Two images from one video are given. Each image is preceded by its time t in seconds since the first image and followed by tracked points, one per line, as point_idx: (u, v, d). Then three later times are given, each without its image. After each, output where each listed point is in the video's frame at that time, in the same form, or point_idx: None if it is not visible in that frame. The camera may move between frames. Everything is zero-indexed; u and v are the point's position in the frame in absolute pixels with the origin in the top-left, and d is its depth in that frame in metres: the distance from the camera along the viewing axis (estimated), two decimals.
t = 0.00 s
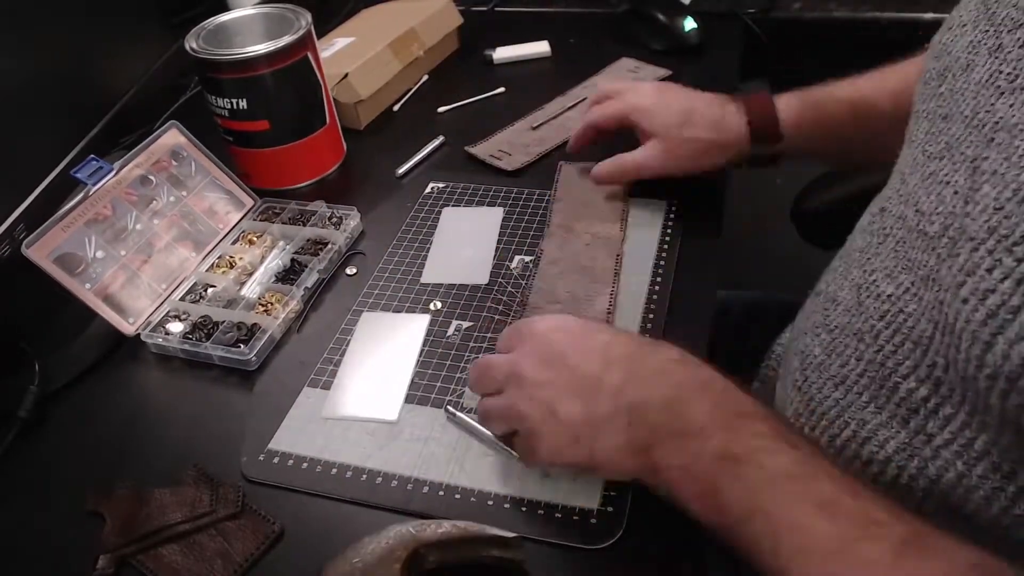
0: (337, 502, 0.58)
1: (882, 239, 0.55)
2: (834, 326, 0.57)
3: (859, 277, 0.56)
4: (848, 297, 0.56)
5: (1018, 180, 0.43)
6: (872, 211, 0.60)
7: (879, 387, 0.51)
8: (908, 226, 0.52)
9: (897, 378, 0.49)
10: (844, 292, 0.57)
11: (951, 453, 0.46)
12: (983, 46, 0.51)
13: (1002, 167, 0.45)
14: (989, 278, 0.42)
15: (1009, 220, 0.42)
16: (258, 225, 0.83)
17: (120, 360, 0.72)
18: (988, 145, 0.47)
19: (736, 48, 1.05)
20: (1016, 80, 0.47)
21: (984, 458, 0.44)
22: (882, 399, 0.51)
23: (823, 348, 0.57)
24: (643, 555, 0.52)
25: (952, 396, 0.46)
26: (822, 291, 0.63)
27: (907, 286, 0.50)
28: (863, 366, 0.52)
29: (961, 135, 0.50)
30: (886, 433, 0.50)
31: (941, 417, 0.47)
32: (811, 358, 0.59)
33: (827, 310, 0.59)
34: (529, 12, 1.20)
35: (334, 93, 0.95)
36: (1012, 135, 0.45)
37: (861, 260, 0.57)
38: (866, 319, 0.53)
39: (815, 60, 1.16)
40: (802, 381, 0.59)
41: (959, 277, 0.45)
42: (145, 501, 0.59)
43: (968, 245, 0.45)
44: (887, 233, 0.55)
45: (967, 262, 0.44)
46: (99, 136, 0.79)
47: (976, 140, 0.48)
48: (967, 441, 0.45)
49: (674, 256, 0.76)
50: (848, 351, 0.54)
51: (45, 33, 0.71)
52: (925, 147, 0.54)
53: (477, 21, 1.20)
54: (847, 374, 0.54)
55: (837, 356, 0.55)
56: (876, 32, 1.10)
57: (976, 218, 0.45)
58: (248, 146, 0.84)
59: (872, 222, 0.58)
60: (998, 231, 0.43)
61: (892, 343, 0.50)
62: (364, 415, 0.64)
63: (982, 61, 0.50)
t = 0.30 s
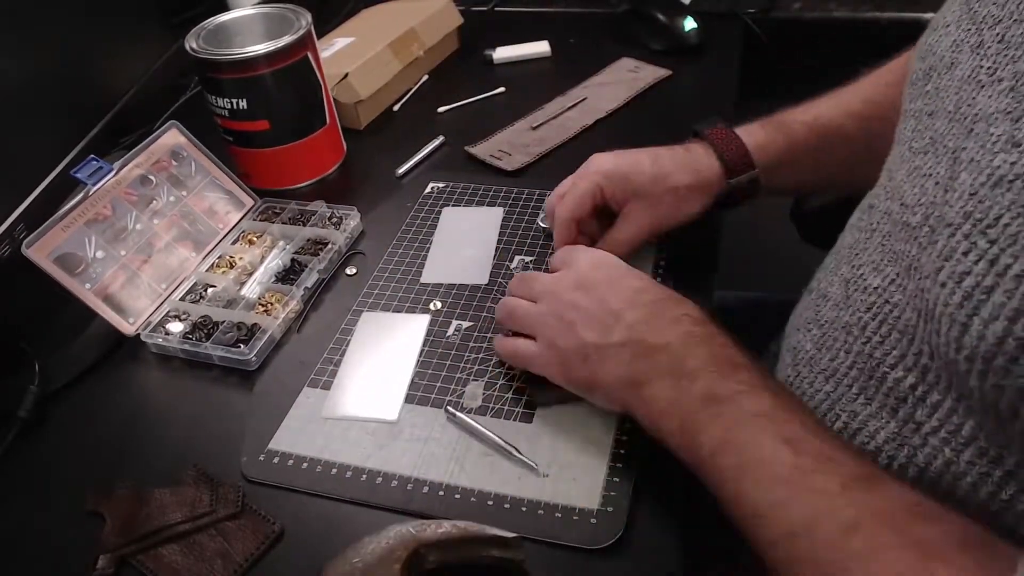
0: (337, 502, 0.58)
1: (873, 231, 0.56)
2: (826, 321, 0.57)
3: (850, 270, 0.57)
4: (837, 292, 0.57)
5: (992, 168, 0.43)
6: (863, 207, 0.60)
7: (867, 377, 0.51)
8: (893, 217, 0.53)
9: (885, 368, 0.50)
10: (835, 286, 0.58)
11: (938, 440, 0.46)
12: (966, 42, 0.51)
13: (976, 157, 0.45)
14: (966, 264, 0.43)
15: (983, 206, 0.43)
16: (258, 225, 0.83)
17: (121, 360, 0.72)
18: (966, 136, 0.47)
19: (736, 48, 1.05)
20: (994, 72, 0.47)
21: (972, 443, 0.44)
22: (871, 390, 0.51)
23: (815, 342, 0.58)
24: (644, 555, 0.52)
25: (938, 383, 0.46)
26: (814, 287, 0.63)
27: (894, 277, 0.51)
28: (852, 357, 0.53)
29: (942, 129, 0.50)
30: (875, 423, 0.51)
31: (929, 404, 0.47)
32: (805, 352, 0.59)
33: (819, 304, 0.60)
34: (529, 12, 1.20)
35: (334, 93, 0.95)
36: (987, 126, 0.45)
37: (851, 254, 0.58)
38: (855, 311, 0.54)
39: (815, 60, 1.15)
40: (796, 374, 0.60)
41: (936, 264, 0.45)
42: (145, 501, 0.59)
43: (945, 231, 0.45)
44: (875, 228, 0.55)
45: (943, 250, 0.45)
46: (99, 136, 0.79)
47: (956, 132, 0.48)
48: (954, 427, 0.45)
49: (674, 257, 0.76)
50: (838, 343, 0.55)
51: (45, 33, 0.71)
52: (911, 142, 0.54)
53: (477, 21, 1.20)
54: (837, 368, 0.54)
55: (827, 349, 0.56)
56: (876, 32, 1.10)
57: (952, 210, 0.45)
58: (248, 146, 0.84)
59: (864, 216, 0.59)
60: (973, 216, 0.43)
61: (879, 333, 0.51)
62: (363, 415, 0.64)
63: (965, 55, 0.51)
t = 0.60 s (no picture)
0: (337, 502, 0.58)
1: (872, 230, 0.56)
2: (827, 320, 0.58)
3: (849, 269, 0.57)
4: (837, 291, 0.58)
5: (1008, 174, 0.43)
6: (863, 204, 0.61)
7: (871, 379, 0.52)
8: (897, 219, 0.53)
9: (888, 371, 0.51)
10: (835, 285, 0.58)
11: (944, 445, 0.47)
12: (974, 37, 0.50)
13: (991, 161, 0.45)
14: (984, 274, 0.43)
15: (1000, 213, 0.43)
16: (258, 225, 0.83)
17: (121, 360, 0.72)
18: (977, 138, 0.47)
19: (736, 48, 1.05)
20: (1006, 72, 0.46)
21: (978, 449, 0.45)
22: (875, 392, 0.52)
23: (816, 342, 0.58)
24: (644, 555, 0.52)
25: (942, 390, 0.47)
26: (813, 284, 0.64)
27: (895, 279, 0.51)
28: (856, 358, 0.53)
29: (951, 128, 0.50)
30: (879, 425, 0.52)
31: (931, 410, 0.48)
32: (806, 351, 0.60)
33: (819, 303, 0.60)
34: (529, 12, 1.20)
35: (334, 92, 0.95)
36: (1000, 129, 0.45)
37: (850, 253, 0.58)
38: (858, 312, 0.54)
39: (815, 60, 1.15)
40: (797, 374, 0.60)
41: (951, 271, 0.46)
42: (145, 501, 0.59)
43: (960, 236, 0.46)
44: (877, 227, 0.55)
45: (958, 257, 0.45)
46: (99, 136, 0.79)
47: (966, 133, 0.48)
48: (958, 432, 0.46)
49: (674, 256, 0.76)
50: (841, 344, 0.55)
51: (45, 33, 0.71)
52: (916, 140, 0.54)
53: (476, 21, 1.20)
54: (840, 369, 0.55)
55: (830, 349, 0.56)
56: (876, 32, 1.10)
57: (963, 216, 0.46)
58: (248, 146, 0.84)
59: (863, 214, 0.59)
60: (990, 223, 0.44)
61: (883, 336, 0.51)
62: (363, 415, 0.64)
63: (972, 52, 0.50)
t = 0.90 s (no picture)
0: (337, 502, 0.58)
1: (854, 235, 0.57)
2: (814, 326, 0.58)
3: (834, 275, 0.58)
4: (824, 296, 0.58)
5: (979, 182, 0.44)
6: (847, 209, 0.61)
7: (857, 383, 0.53)
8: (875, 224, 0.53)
9: (873, 375, 0.51)
10: (821, 290, 0.59)
11: (928, 447, 0.48)
12: (942, 45, 0.51)
13: (963, 169, 0.45)
14: (956, 281, 0.44)
15: (972, 220, 0.44)
16: (258, 225, 0.83)
17: (121, 361, 0.72)
18: (949, 145, 0.47)
19: (736, 48, 1.05)
20: (975, 79, 0.47)
21: (961, 449, 0.46)
22: (861, 396, 0.52)
23: (805, 347, 0.59)
24: (644, 555, 0.53)
25: (922, 392, 0.47)
26: (801, 289, 0.64)
27: (875, 285, 0.52)
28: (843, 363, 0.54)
29: (924, 135, 0.50)
30: (866, 427, 0.52)
31: (914, 412, 0.48)
32: (795, 356, 0.60)
33: (806, 308, 0.61)
34: (529, 12, 1.20)
35: (334, 92, 0.95)
36: (971, 136, 0.46)
37: (834, 258, 0.59)
38: (842, 318, 0.55)
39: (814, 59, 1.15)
40: (786, 377, 0.61)
41: (926, 279, 0.46)
42: (145, 501, 0.59)
43: (933, 243, 0.46)
44: (858, 233, 0.56)
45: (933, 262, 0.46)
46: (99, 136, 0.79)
47: (939, 140, 0.49)
48: (941, 434, 0.47)
49: (672, 256, 0.76)
50: (828, 350, 0.56)
51: (45, 33, 0.71)
52: (893, 146, 0.54)
53: (476, 21, 1.20)
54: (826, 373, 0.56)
55: (818, 354, 0.57)
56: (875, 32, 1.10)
57: (938, 224, 0.46)
58: (248, 145, 0.84)
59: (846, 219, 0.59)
60: (962, 230, 0.44)
61: (868, 343, 0.52)
62: (363, 415, 0.64)
63: (942, 60, 0.50)
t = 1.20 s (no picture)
0: (336, 502, 0.58)
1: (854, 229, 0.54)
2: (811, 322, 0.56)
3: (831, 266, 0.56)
4: (818, 293, 0.56)
5: (961, 176, 0.42)
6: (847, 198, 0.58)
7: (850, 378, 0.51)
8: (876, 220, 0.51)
9: (861, 373, 0.49)
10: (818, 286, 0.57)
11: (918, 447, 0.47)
12: (929, 36, 0.48)
13: (944, 165, 0.43)
14: (940, 283, 0.42)
15: (953, 212, 0.42)
16: (258, 225, 0.83)
17: (121, 361, 0.72)
18: (933, 140, 0.45)
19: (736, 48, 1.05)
20: (957, 70, 0.44)
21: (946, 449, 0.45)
22: (853, 396, 0.51)
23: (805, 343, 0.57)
24: (644, 554, 0.53)
25: (911, 391, 0.46)
26: (801, 288, 0.62)
27: (863, 281, 0.49)
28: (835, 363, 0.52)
29: (912, 128, 0.48)
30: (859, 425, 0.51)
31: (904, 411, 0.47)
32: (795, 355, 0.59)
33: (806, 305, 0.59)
34: (528, 13, 1.20)
35: (335, 93, 0.96)
36: (953, 128, 0.43)
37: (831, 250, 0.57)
38: (834, 316, 0.52)
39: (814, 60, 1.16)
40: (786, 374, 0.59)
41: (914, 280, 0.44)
42: (145, 501, 0.59)
43: (916, 242, 0.44)
44: (850, 229, 0.54)
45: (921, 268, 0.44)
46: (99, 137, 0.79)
47: (924, 132, 0.46)
48: (927, 431, 0.46)
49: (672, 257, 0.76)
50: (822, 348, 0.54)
51: (45, 33, 0.71)
52: (886, 140, 0.52)
53: (476, 21, 1.20)
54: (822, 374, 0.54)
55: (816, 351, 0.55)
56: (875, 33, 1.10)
57: (918, 229, 0.44)
58: (249, 146, 0.84)
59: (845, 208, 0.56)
60: (946, 225, 0.42)
61: (856, 340, 0.50)
62: (363, 415, 0.64)
63: (930, 52, 0.48)
